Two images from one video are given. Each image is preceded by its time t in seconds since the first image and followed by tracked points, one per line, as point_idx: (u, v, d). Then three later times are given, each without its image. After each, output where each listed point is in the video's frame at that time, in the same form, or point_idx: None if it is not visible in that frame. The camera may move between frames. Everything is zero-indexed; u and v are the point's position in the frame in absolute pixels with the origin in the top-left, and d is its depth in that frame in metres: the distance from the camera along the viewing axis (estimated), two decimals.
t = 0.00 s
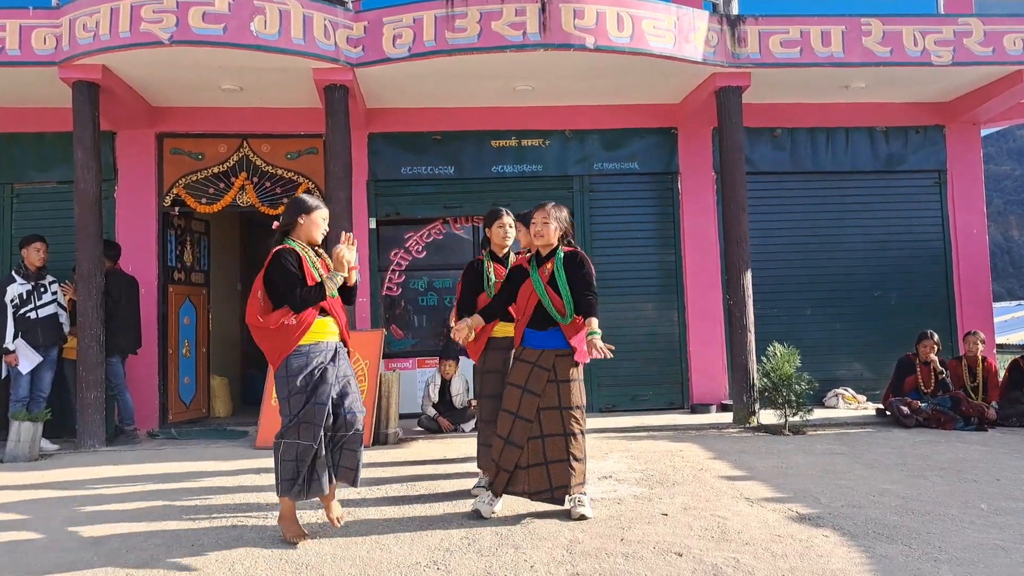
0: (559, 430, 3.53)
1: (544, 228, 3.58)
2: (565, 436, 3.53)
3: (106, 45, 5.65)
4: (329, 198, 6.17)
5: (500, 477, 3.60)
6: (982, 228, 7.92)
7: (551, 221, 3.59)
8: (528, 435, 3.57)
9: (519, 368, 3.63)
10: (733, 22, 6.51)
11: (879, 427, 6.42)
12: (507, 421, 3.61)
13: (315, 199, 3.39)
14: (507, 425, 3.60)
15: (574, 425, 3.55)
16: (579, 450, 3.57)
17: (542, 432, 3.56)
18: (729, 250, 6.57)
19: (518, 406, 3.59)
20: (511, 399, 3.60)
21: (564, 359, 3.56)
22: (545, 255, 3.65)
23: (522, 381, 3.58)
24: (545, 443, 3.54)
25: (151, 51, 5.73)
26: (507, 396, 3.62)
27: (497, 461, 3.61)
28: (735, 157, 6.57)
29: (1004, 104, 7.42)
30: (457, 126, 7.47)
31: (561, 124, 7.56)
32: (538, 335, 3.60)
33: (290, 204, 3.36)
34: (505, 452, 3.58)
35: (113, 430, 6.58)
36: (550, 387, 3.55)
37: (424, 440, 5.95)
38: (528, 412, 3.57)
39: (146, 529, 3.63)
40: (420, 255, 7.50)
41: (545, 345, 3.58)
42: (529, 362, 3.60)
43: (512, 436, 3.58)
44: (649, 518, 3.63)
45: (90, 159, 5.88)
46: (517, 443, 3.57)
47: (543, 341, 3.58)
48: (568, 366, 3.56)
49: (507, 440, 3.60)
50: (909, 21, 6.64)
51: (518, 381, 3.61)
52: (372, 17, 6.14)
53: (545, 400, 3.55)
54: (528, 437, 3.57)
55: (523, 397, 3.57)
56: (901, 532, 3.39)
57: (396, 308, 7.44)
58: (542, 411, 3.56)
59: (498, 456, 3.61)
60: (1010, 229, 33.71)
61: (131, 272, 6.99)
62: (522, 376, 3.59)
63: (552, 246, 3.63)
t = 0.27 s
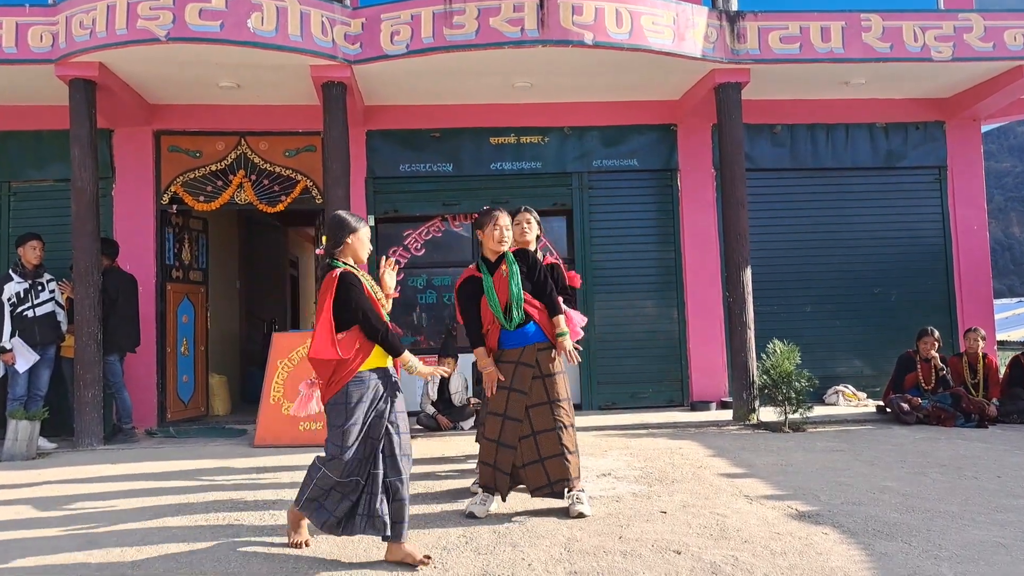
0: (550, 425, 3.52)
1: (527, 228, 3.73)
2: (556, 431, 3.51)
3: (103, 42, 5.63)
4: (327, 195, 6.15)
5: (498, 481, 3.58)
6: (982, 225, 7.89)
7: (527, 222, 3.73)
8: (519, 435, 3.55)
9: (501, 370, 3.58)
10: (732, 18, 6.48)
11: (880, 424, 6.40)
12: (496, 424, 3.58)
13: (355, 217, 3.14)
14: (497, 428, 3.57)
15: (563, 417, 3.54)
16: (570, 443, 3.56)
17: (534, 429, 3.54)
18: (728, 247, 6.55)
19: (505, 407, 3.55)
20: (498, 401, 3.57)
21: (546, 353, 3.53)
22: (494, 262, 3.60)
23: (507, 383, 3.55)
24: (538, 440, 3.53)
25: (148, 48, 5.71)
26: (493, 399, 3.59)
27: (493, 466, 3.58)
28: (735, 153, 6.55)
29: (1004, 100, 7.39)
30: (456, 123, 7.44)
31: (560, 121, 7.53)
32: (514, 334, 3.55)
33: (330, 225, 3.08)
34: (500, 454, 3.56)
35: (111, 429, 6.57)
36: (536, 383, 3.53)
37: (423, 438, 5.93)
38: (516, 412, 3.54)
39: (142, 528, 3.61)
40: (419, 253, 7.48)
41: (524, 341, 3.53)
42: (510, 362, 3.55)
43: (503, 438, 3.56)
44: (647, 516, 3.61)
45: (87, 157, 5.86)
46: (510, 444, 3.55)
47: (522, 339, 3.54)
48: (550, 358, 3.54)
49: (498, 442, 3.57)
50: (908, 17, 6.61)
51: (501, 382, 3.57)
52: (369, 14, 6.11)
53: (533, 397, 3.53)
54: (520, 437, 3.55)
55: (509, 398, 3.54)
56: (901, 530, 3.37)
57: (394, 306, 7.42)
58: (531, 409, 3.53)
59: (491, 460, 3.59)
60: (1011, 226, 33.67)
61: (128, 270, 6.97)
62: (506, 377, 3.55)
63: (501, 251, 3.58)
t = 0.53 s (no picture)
0: (543, 411, 3.52)
1: (528, 222, 3.78)
2: (550, 417, 3.51)
3: (98, 40, 5.60)
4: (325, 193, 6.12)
5: (495, 477, 3.50)
6: (982, 221, 7.86)
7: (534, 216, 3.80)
8: (515, 425, 3.52)
9: (489, 365, 3.54)
10: (731, 14, 6.44)
11: (880, 421, 6.37)
12: (489, 420, 3.52)
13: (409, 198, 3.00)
14: (491, 424, 3.51)
15: (554, 402, 3.55)
16: (567, 426, 3.55)
17: (528, 419, 3.52)
18: (728, 243, 6.52)
19: (497, 399, 3.51)
20: (490, 396, 3.52)
21: (528, 340, 3.52)
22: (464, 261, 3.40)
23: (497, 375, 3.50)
24: (534, 428, 3.52)
25: (144, 45, 5.68)
26: (484, 395, 3.55)
27: (490, 462, 3.51)
28: (734, 150, 6.52)
29: (1004, 96, 7.36)
30: (454, 120, 7.41)
31: (559, 118, 7.50)
32: (491, 327, 3.51)
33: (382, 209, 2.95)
34: (497, 449, 3.50)
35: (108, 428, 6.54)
36: (525, 372, 3.52)
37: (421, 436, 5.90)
38: (508, 404, 3.50)
39: (137, 527, 3.59)
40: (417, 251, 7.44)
41: (502, 333, 3.51)
42: (497, 355, 3.51)
43: (499, 431, 3.51)
44: (645, 514, 3.59)
45: (84, 155, 5.83)
46: (507, 436, 3.50)
47: (499, 331, 3.51)
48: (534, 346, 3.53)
49: (494, 437, 3.51)
50: (908, 12, 6.57)
51: (490, 375, 3.53)
52: (366, 10, 6.08)
53: (525, 386, 3.52)
54: (516, 428, 3.52)
55: (501, 390, 3.50)
56: (901, 527, 3.34)
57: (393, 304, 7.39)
58: (524, 398, 3.53)
59: (488, 457, 3.51)
60: (1011, 222, 33.63)
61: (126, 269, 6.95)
62: (494, 369, 3.51)
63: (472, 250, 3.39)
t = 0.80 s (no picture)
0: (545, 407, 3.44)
1: (526, 228, 3.65)
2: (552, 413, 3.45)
3: (96, 38, 5.58)
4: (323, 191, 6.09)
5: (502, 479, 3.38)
6: (984, 217, 7.83)
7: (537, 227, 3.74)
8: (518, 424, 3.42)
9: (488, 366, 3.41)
10: (731, 10, 6.41)
11: (881, 419, 6.35)
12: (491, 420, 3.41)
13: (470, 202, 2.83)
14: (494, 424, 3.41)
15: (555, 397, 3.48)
16: (568, 420, 3.51)
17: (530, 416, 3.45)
18: (729, 241, 6.49)
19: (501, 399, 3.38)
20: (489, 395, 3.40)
21: (525, 336, 3.46)
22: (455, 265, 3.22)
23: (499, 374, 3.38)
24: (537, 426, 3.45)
25: (142, 43, 5.66)
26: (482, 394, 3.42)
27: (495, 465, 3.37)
28: (735, 146, 6.49)
29: (1006, 91, 7.32)
30: (453, 118, 7.39)
31: (559, 115, 7.47)
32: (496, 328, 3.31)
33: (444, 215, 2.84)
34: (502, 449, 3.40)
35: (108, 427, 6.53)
36: (524, 368, 3.45)
37: (421, 435, 5.89)
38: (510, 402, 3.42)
39: (134, 526, 3.59)
40: (417, 249, 7.42)
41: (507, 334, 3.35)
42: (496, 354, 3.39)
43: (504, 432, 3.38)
44: (645, 513, 3.58)
45: (82, 153, 5.82)
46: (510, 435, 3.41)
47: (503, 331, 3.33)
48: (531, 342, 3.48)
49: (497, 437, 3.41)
50: (910, 8, 6.54)
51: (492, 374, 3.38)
52: (365, 7, 6.06)
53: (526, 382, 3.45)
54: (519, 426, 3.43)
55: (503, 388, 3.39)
56: (902, 526, 3.32)
57: (393, 302, 7.37)
58: (525, 395, 3.45)
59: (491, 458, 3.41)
60: (1014, 219, 33.55)
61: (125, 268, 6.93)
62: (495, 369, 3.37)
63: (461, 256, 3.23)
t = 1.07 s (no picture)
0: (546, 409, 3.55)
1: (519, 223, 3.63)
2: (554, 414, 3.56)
3: (100, 37, 5.60)
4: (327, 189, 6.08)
5: (506, 477, 3.41)
6: (992, 215, 7.78)
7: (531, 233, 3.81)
8: (522, 424, 3.48)
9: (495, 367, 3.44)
10: (736, 7, 6.38)
11: (887, 417, 6.32)
12: (496, 421, 3.43)
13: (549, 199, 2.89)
14: (499, 425, 3.42)
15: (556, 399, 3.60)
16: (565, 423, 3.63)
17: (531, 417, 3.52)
18: (734, 239, 6.46)
19: (507, 399, 3.43)
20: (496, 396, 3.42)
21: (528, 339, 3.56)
22: (467, 260, 3.47)
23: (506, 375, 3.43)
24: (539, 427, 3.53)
25: (146, 42, 5.67)
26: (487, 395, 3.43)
27: (499, 463, 3.42)
28: (739, 144, 6.46)
29: (1014, 88, 7.27)
30: (457, 116, 7.38)
31: (564, 114, 7.46)
32: (498, 328, 3.44)
33: (523, 211, 2.88)
34: (506, 451, 3.42)
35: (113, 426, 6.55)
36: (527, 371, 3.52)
37: (425, 433, 5.89)
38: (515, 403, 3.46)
39: (139, 525, 3.59)
40: (422, 248, 7.42)
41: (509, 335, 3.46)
42: (502, 354, 3.44)
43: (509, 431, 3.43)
44: (650, 512, 3.56)
45: (87, 153, 5.83)
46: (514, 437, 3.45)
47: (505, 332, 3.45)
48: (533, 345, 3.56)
49: (501, 439, 3.44)
50: (916, 4, 6.49)
51: (497, 374, 3.43)
52: (368, 6, 6.05)
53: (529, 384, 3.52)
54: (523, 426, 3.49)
55: (509, 389, 3.44)
56: (908, 525, 3.30)
57: (397, 301, 7.37)
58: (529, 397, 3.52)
59: (494, 459, 3.42)
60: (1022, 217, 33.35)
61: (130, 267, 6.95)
62: (501, 369, 3.43)
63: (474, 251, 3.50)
